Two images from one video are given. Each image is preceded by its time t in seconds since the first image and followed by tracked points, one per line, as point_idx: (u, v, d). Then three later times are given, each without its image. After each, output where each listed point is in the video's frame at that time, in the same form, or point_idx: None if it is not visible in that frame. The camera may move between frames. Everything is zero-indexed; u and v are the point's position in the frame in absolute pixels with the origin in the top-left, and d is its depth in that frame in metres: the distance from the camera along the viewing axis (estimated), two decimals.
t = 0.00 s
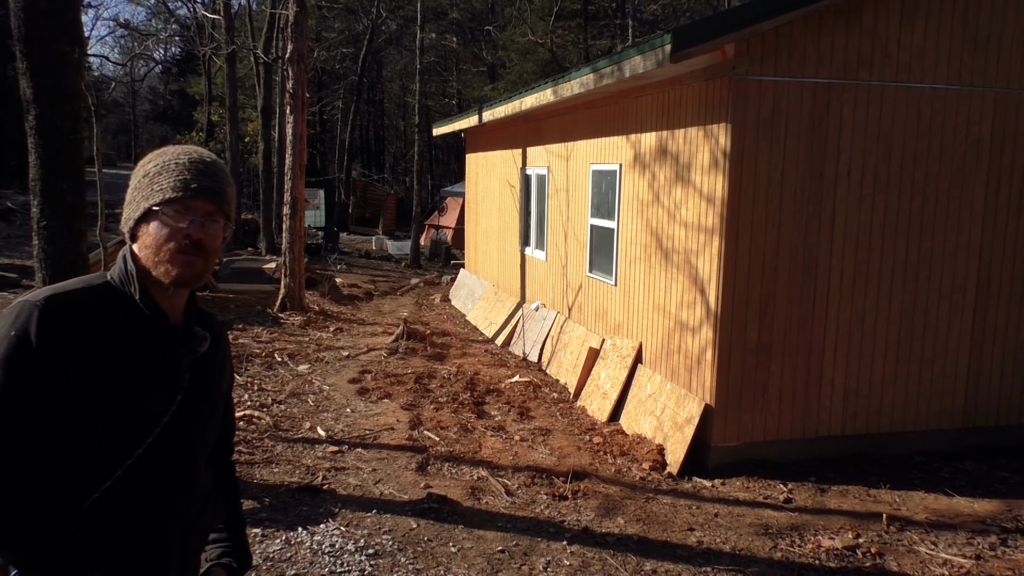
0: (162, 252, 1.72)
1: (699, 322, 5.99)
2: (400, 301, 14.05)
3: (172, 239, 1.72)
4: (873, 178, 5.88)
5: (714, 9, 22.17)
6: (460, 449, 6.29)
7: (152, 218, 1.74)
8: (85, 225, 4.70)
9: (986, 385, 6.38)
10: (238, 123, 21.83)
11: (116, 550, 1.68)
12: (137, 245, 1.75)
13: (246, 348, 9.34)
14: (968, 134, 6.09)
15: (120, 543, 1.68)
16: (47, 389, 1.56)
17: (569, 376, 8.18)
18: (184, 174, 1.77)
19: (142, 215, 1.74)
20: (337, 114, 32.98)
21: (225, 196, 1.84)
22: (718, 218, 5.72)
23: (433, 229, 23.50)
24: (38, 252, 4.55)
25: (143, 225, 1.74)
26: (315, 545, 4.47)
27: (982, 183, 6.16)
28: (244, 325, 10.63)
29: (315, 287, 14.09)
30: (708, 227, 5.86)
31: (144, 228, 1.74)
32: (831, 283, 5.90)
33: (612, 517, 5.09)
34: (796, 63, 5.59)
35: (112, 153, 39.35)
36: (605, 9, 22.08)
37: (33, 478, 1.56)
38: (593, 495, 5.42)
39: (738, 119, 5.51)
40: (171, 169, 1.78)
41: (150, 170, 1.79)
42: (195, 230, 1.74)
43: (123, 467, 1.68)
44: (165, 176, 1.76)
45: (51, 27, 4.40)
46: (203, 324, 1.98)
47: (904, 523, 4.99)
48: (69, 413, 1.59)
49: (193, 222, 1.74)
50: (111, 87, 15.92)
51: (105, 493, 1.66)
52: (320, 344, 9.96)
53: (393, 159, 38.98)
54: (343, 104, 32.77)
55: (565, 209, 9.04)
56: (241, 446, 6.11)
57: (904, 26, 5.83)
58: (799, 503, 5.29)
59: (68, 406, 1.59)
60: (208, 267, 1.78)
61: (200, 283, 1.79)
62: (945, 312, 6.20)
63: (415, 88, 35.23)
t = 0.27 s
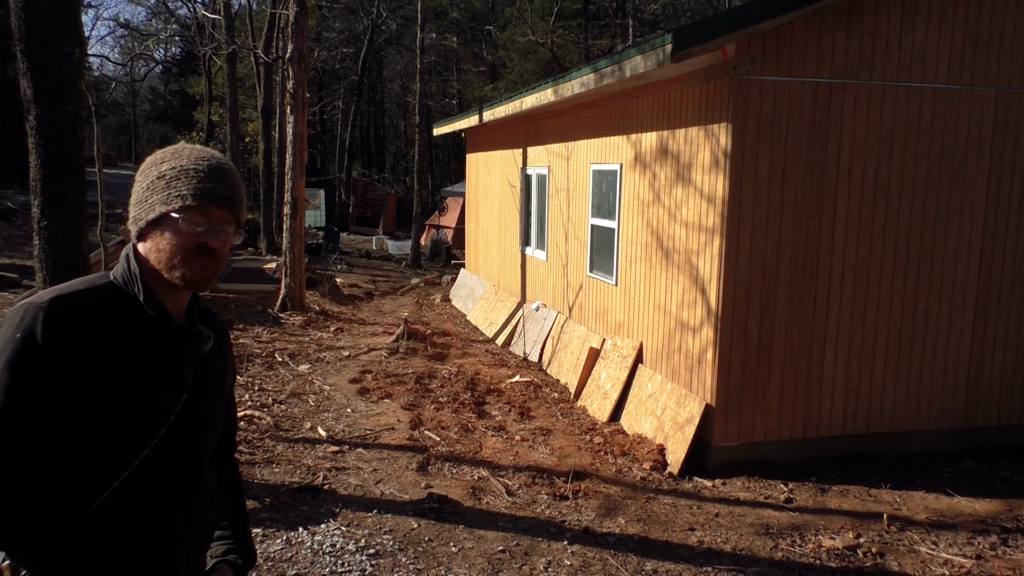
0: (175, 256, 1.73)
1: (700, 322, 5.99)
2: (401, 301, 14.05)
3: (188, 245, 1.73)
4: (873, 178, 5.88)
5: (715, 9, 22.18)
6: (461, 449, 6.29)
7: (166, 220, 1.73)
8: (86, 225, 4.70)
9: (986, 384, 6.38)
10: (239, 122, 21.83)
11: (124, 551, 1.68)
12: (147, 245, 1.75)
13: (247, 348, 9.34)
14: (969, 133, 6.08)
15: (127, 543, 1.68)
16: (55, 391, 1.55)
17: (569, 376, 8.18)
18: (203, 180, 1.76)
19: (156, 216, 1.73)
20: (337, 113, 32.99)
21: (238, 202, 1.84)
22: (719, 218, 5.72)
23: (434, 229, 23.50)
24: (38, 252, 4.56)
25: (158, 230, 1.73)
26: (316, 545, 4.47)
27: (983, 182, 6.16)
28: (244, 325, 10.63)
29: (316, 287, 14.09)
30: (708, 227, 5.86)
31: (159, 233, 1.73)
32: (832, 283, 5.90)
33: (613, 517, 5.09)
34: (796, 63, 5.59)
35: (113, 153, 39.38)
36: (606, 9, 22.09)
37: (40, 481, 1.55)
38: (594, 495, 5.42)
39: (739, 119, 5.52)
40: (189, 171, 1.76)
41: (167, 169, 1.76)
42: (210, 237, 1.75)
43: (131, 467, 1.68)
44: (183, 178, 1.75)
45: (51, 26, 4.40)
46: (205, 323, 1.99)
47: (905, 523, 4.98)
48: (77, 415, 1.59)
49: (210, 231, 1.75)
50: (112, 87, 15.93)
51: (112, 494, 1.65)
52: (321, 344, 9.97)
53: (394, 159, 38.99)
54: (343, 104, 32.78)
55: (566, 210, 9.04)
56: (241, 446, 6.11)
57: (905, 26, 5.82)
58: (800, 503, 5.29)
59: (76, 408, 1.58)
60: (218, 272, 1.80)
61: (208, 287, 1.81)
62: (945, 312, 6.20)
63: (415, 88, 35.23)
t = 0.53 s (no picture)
0: (222, 296, 1.75)
1: (700, 321, 5.99)
2: (401, 301, 14.05)
3: (236, 288, 1.76)
4: (874, 177, 5.88)
5: (715, 9, 22.18)
6: (461, 448, 6.29)
7: (225, 264, 1.72)
8: (87, 225, 4.71)
9: (987, 384, 6.38)
10: (240, 122, 21.83)
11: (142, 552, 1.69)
12: (190, 274, 1.72)
13: (247, 347, 9.34)
14: (969, 133, 6.08)
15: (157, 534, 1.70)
16: (73, 393, 1.54)
17: (570, 376, 8.18)
18: (273, 238, 1.77)
19: (218, 259, 1.70)
20: (337, 114, 33.00)
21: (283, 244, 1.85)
22: (719, 218, 5.72)
23: (434, 228, 23.51)
24: (38, 252, 4.58)
25: (210, 267, 1.71)
26: (317, 545, 4.47)
27: (983, 182, 6.16)
28: (244, 326, 10.64)
29: (316, 287, 14.10)
30: (709, 226, 5.86)
31: (210, 271, 1.72)
32: (832, 282, 5.89)
33: (613, 516, 5.09)
34: (797, 62, 5.58)
35: (113, 153, 39.41)
36: (606, 8, 22.09)
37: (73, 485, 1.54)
38: (594, 494, 5.42)
39: (739, 118, 5.51)
40: (260, 223, 1.75)
41: (242, 216, 1.72)
42: (260, 284, 1.80)
43: (149, 469, 1.68)
44: (246, 224, 1.71)
45: (51, 26, 4.39)
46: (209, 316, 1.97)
47: (906, 523, 4.98)
48: (95, 416, 1.57)
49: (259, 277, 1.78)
50: (112, 87, 15.93)
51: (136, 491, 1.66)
52: (321, 344, 9.97)
53: (394, 159, 39.02)
54: (343, 104, 32.78)
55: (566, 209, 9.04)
56: (242, 446, 6.10)
57: (905, 26, 5.82)
58: (801, 503, 5.28)
59: (93, 410, 1.57)
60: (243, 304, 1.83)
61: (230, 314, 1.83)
62: (946, 311, 6.20)
63: (415, 88, 35.23)
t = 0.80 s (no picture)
0: (249, 297, 1.82)
1: (701, 321, 5.98)
2: (401, 301, 14.05)
3: (261, 289, 1.81)
4: (874, 178, 5.88)
5: (716, 9, 22.15)
6: (461, 448, 6.29)
7: (251, 267, 1.77)
8: (89, 225, 4.74)
9: (988, 384, 6.38)
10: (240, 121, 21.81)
11: (174, 540, 1.80)
12: (215, 276, 1.76)
13: (247, 347, 9.32)
14: (970, 133, 6.08)
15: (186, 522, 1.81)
16: (134, 392, 1.63)
17: (570, 376, 8.18)
18: (298, 239, 1.80)
19: (243, 263, 1.75)
20: (338, 113, 32.99)
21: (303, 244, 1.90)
22: (720, 218, 5.72)
23: (434, 228, 23.50)
24: (39, 252, 4.62)
25: (239, 269, 1.76)
26: (317, 545, 4.47)
27: (984, 182, 6.16)
28: (245, 325, 10.63)
29: (316, 287, 14.10)
30: (709, 226, 5.86)
31: (237, 272, 1.77)
32: (833, 282, 5.89)
33: (614, 516, 5.09)
34: (798, 62, 5.58)
35: (113, 153, 39.41)
36: (606, 8, 22.07)
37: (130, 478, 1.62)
38: (594, 495, 5.41)
39: (740, 118, 5.51)
40: (284, 225, 1.78)
41: (267, 221, 1.75)
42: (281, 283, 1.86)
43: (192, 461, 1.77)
44: (275, 230, 1.76)
45: (52, 25, 4.39)
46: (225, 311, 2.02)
47: (906, 523, 4.98)
48: (150, 414, 1.65)
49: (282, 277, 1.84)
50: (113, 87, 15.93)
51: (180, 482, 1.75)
52: (321, 344, 9.96)
53: (394, 158, 38.99)
54: (343, 104, 32.76)
55: (566, 209, 9.03)
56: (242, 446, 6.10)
57: (906, 25, 5.82)
58: (801, 503, 5.28)
59: (149, 409, 1.65)
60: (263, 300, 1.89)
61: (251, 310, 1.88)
62: (946, 311, 6.19)
63: (416, 88, 35.21)
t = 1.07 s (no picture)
0: (285, 291, 1.99)
1: (699, 323, 5.99)
2: (400, 302, 14.03)
3: (294, 282, 2.00)
4: (874, 180, 5.88)
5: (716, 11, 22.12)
6: (460, 450, 6.29)
7: (288, 264, 1.95)
8: (88, 224, 4.95)
9: (987, 386, 6.38)
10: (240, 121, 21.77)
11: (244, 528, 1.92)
12: (254, 274, 1.92)
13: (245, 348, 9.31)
14: (969, 136, 6.08)
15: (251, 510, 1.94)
16: (210, 389, 1.74)
17: (569, 377, 8.18)
18: (324, 234, 2.00)
19: (281, 261, 1.93)
20: (337, 114, 32.96)
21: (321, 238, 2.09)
22: (719, 220, 5.72)
23: (433, 229, 23.48)
24: (40, 251, 4.83)
25: (277, 266, 1.93)
26: (316, 547, 4.46)
27: (983, 185, 6.16)
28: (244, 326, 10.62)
29: (315, 287, 14.09)
30: (709, 229, 5.86)
31: (275, 269, 1.94)
32: (832, 285, 5.90)
33: (612, 519, 5.09)
34: (797, 65, 5.58)
35: (113, 152, 39.37)
36: (607, 9, 22.07)
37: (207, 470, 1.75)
38: (593, 497, 5.41)
39: (740, 121, 5.51)
40: (313, 221, 1.97)
41: (300, 220, 1.93)
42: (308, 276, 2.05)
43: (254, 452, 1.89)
44: (307, 228, 1.94)
45: (51, 27, 4.63)
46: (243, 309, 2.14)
47: (905, 525, 4.98)
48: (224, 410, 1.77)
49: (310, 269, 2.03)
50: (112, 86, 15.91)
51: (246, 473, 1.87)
52: (320, 345, 9.95)
53: (393, 159, 38.96)
54: (343, 104, 32.74)
55: (566, 210, 9.04)
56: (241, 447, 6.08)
57: (906, 28, 5.82)
58: (800, 505, 5.28)
59: (225, 405, 1.77)
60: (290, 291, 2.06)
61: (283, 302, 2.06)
62: (945, 314, 6.20)
63: (415, 88, 35.18)
